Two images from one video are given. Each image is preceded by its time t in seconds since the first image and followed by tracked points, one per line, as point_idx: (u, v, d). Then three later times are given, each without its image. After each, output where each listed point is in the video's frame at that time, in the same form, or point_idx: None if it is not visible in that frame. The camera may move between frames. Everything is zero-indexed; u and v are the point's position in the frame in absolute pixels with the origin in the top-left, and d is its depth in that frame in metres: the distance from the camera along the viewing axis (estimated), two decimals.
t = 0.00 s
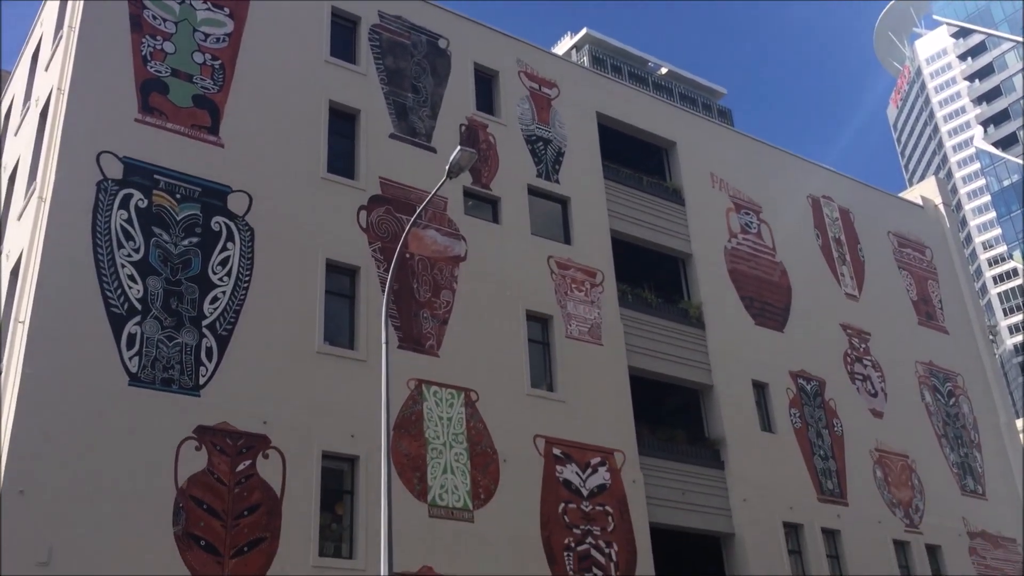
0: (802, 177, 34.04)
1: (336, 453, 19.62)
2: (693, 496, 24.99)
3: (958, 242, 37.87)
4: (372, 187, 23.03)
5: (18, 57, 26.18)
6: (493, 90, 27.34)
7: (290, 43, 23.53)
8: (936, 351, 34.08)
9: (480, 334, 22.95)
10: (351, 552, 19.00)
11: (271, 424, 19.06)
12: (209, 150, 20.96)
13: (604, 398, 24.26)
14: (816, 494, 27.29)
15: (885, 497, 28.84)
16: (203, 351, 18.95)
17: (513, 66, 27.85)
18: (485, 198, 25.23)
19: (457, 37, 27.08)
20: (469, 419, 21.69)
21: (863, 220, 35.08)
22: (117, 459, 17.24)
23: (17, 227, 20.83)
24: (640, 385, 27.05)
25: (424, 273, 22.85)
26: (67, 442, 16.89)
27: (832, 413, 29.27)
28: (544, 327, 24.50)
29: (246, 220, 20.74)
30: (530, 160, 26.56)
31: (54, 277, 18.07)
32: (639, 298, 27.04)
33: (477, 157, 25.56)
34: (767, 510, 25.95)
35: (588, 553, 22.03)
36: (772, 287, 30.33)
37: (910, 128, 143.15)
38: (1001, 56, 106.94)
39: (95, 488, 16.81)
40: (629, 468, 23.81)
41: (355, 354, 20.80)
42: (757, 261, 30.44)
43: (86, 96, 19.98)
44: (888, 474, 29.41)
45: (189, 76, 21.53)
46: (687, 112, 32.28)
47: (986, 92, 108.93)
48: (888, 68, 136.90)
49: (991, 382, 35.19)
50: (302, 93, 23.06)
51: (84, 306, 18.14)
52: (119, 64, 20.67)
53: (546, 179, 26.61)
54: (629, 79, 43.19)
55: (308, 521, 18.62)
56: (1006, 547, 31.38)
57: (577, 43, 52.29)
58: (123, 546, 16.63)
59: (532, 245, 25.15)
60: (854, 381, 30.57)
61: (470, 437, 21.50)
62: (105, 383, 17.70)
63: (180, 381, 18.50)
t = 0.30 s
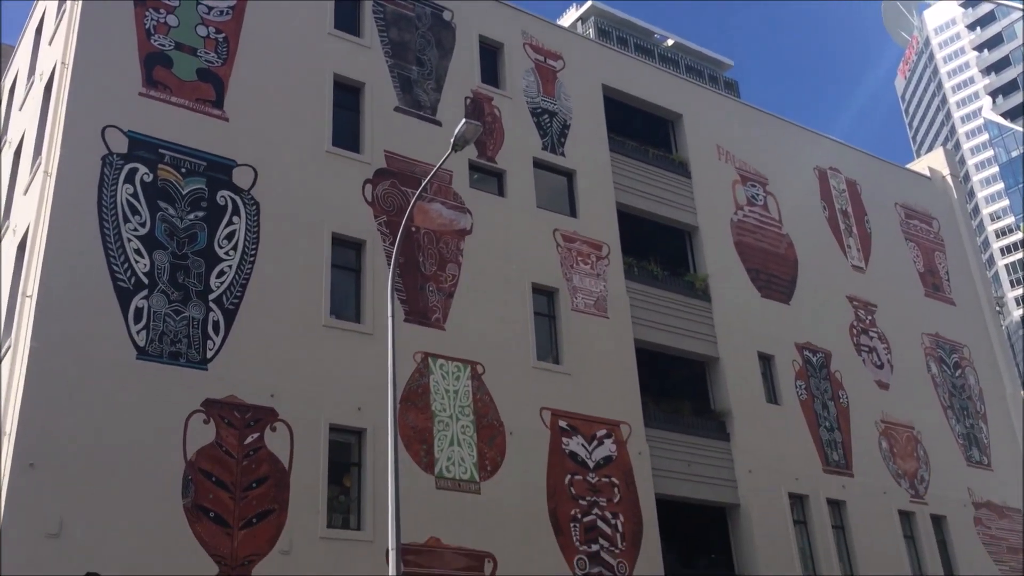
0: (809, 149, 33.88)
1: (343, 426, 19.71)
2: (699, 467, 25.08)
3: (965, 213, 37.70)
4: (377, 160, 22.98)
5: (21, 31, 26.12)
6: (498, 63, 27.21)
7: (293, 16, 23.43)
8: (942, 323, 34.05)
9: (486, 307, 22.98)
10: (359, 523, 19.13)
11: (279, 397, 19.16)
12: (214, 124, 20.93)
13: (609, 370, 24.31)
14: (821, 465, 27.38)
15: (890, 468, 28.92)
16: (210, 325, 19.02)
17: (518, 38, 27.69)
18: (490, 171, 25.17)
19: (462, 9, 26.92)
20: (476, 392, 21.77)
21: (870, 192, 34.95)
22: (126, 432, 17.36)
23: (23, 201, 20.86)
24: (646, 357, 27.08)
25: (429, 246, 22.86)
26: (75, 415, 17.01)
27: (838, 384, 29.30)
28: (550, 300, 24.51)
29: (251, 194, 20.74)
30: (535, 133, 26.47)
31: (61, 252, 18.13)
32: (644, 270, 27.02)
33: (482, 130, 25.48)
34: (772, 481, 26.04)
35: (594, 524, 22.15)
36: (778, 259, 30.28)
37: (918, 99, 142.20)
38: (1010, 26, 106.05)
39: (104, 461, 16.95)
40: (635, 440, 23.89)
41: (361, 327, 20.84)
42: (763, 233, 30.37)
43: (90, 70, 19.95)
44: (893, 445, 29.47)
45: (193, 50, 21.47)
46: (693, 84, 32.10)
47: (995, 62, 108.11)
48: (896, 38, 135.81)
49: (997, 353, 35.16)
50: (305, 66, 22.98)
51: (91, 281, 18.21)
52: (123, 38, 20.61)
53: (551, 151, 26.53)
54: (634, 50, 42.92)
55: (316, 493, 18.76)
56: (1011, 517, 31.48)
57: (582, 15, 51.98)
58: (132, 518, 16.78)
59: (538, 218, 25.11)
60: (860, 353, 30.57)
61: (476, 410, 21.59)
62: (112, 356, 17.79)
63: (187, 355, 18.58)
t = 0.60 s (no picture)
0: (816, 123, 33.74)
1: (350, 401, 19.80)
2: (705, 441, 25.16)
3: (973, 186, 37.56)
4: (383, 136, 22.94)
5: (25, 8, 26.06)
6: (503, 37, 27.08)
7: None
8: (949, 297, 34.00)
9: (492, 283, 23.01)
10: (366, 497, 19.27)
11: (286, 373, 19.24)
12: (219, 100, 20.90)
13: (616, 345, 24.34)
14: (827, 439, 27.44)
15: (896, 442, 28.99)
16: (217, 301, 19.08)
17: (523, 12, 27.54)
18: (495, 146, 25.11)
19: None
20: (482, 367, 21.84)
21: (877, 166, 34.82)
22: (134, 407, 17.46)
23: (29, 178, 20.88)
24: (652, 332, 27.11)
25: (435, 222, 22.86)
26: (84, 391, 17.11)
27: (845, 359, 29.31)
28: (556, 276, 24.52)
29: (257, 170, 20.74)
30: (541, 108, 26.39)
31: (67, 229, 18.18)
32: (650, 245, 26.99)
33: (487, 105, 25.41)
34: (778, 455, 26.13)
35: (601, 498, 22.27)
36: (784, 234, 30.22)
37: (925, 72, 141.25)
38: None
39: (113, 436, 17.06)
40: (641, 415, 23.97)
41: (367, 303, 20.89)
42: (770, 208, 30.30)
43: (94, 46, 19.91)
44: (899, 419, 29.53)
45: (197, 25, 21.42)
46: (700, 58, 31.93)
47: (1004, 34, 107.25)
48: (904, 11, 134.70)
49: (1004, 327, 35.13)
50: (310, 42, 22.91)
51: (98, 257, 18.26)
52: (127, 14, 20.56)
53: (556, 127, 26.44)
54: (640, 24, 42.65)
55: (324, 468, 18.87)
56: (1016, 491, 31.58)
57: None
58: (142, 493, 16.92)
59: (544, 194, 25.08)
60: (866, 327, 30.56)
61: (483, 385, 21.67)
62: (120, 332, 17.87)
63: (195, 331, 18.66)
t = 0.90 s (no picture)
0: (822, 101, 33.58)
1: (356, 381, 19.85)
2: (710, 420, 25.21)
3: (980, 164, 37.40)
4: (387, 115, 22.89)
5: None
6: (508, 16, 26.96)
7: None
8: (955, 276, 33.93)
9: (497, 262, 23.00)
10: (373, 476, 19.35)
11: (292, 352, 19.30)
12: (223, 79, 20.84)
13: (621, 325, 24.35)
14: (832, 418, 27.46)
15: (902, 421, 29.02)
16: (223, 281, 19.11)
17: None
18: (501, 125, 25.04)
19: None
20: (488, 347, 21.87)
21: (884, 144, 34.68)
22: (141, 387, 17.52)
23: (34, 159, 20.88)
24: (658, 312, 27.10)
25: (441, 202, 22.83)
26: (91, 372, 17.17)
27: (850, 338, 29.29)
28: (561, 255, 24.51)
29: (262, 150, 20.72)
30: (546, 87, 26.29)
31: (73, 209, 18.19)
32: (656, 225, 26.95)
33: (492, 84, 25.32)
34: (784, 434, 26.17)
35: (606, 477, 22.34)
36: (790, 213, 30.14)
37: (933, 50, 140.40)
38: None
39: (120, 416, 17.13)
40: (647, 394, 24.00)
41: (373, 282, 20.90)
42: (776, 186, 30.22)
43: (97, 26, 19.85)
44: (905, 397, 29.55)
45: (201, 4, 21.34)
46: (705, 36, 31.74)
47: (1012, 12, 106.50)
48: None
49: (1010, 306, 35.08)
50: (314, 21, 22.83)
51: (104, 237, 18.28)
52: None
53: (561, 105, 26.35)
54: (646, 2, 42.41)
55: (331, 447, 18.95)
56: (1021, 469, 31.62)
57: None
58: (149, 472, 17.01)
59: (549, 173, 25.03)
60: (872, 306, 30.53)
61: (488, 364, 21.71)
62: (126, 313, 17.91)
63: (201, 311, 18.69)
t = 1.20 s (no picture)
0: (827, 82, 33.44)
1: (360, 362, 19.90)
2: (713, 401, 25.26)
3: (985, 146, 37.28)
4: (391, 96, 22.84)
5: None
6: None
7: None
8: (959, 257, 33.89)
9: (501, 244, 22.99)
10: (377, 457, 19.43)
11: (296, 333, 19.34)
12: (226, 61, 20.79)
13: (625, 306, 24.37)
14: (836, 400, 27.50)
15: (905, 402, 29.06)
16: (227, 262, 19.14)
17: None
18: (504, 107, 24.98)
19: None
20: (491, 328, 21.91)
21: (889, 125, 34.56)
22: (145, 368, 17.57)
23: (38, 140, 20.88)
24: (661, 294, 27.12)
25: (444, 183, 22.81)
26: (95, 352, 17.23)
27: (853, 319, 29.28)
28: (565, 237, 24.49)
29: (265, 131, 20.70)
30: (550, 68, 26.21)
31: (77, 191, 18.20)
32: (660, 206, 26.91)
33: (495, 65, 25.25)
34: (786, 415, 26.21)
35: (609, 458, 22.41)
36: (794, 194, 30.09)
37: (939, 30, 139.65)
38: None
39: (125, 397, 17.20)
40: (650, 375, 24.05)
41: (376, 264, 20.91)
42: (780, 168, 30.15)
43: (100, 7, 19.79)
44: (908, 378, 29.58)
45: None
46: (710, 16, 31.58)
47: None
48: None
49: (1014, 288, 35.06)
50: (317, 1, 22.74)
51: (108, 218, 18.30)
52: None
53: (565, 86, 26.27)
54: None
55: (335, 428, 19.02)
56: None
57: None
58: (154, 452, 17.08)
59: (552, 155, 24.98)
60: (876, 288, 30.50)
61: (492, 345, 21.74)
62: (131, 294, 17.95)
63: (205, 292, 18.73)
